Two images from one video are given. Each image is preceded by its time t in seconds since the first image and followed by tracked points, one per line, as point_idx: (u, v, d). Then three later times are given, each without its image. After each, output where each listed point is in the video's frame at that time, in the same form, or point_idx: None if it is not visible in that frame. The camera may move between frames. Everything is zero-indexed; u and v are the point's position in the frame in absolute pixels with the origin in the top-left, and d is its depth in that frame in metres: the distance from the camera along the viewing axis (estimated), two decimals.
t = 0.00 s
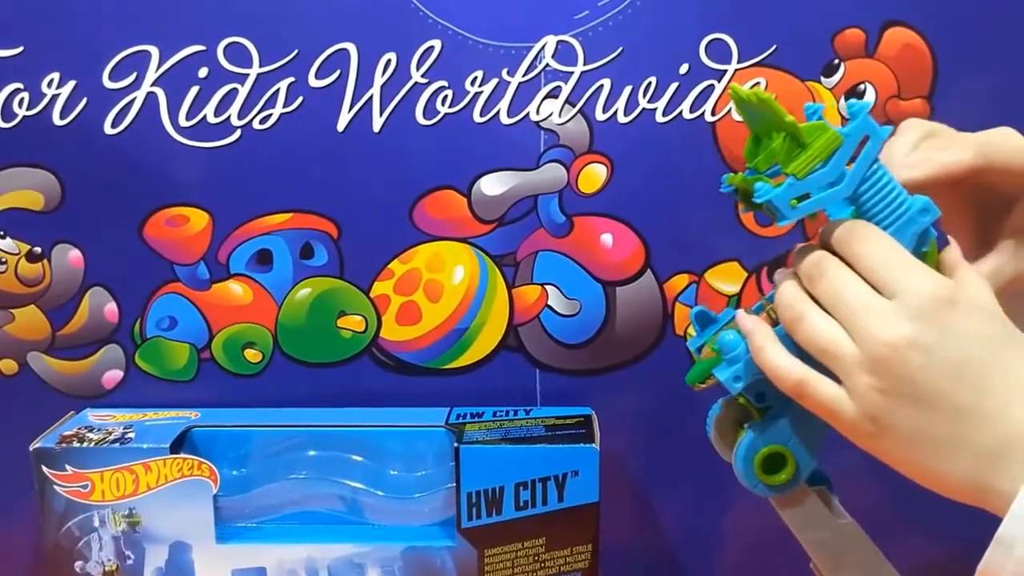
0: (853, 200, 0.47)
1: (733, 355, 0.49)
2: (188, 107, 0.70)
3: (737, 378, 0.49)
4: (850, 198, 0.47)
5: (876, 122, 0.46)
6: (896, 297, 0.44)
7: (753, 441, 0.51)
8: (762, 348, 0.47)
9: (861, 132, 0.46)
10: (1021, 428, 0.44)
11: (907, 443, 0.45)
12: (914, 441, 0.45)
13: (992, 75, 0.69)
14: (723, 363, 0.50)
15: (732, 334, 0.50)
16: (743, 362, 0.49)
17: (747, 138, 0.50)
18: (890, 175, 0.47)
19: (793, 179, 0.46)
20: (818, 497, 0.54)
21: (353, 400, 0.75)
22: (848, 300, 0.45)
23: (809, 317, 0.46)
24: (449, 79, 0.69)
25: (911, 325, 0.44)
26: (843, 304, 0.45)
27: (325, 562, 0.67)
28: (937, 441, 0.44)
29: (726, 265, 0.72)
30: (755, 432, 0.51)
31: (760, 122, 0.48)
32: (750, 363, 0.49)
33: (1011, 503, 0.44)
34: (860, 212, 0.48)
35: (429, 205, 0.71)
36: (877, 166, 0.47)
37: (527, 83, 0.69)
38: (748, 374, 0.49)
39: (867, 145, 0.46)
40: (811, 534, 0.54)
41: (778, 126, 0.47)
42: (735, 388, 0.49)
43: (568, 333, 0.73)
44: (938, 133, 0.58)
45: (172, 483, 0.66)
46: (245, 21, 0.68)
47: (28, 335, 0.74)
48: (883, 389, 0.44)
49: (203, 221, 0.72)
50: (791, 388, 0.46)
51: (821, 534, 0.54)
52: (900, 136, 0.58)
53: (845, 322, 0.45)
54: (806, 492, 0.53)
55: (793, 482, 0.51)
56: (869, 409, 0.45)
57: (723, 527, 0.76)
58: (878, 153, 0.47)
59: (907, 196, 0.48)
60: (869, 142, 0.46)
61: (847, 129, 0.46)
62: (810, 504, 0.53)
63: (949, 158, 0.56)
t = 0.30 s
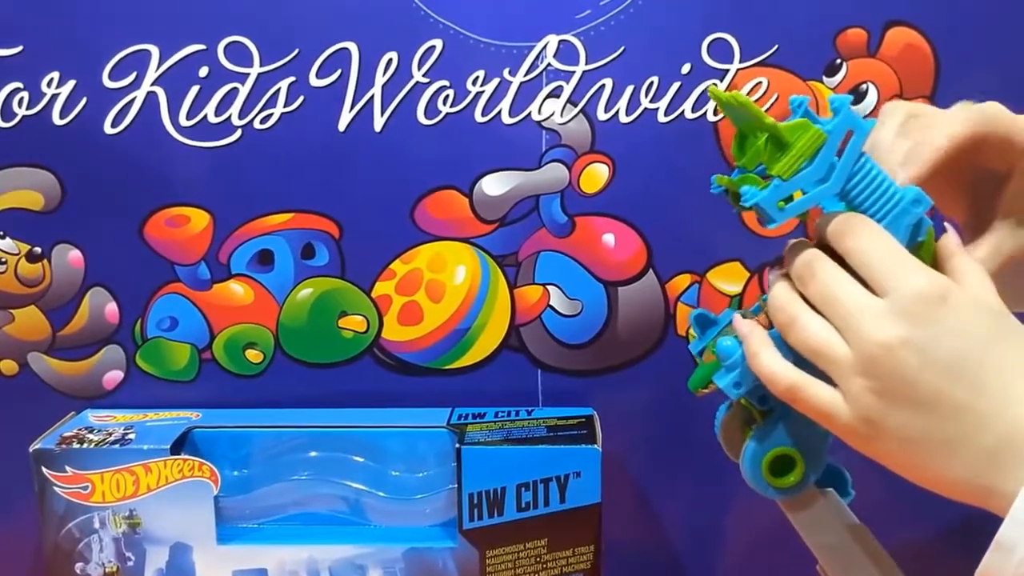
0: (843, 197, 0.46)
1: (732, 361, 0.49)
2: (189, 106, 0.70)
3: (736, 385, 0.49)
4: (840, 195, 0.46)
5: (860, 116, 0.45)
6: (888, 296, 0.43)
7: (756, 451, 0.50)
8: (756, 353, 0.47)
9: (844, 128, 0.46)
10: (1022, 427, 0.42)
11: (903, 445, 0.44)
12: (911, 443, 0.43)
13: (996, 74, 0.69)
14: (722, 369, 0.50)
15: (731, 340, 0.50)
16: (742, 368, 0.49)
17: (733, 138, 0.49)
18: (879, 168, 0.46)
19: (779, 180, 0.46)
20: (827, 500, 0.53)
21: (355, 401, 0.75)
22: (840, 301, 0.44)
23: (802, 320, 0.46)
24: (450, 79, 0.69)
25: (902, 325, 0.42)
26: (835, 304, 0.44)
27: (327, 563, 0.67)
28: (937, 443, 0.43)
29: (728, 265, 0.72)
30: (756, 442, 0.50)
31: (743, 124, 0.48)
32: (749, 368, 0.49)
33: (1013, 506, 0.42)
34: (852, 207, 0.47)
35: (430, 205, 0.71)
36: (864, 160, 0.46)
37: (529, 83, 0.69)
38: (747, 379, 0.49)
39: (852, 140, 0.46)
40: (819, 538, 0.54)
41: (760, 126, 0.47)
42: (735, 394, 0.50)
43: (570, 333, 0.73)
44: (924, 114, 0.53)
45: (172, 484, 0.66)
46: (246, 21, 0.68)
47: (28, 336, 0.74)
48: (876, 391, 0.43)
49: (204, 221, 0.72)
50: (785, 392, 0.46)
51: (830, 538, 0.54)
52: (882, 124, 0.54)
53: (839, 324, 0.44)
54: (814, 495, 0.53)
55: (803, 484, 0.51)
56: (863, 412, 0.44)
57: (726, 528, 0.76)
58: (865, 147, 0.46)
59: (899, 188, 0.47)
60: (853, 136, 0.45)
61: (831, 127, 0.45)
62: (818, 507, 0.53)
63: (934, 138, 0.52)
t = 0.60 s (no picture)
0: (845, 197, 0.46)
1: (733, 364, 0.49)
2: (190, 106, 0.69)
3: (738, 388, 0.49)
4: (841, 195, 0.46)
5: (862, 115, 0.45)
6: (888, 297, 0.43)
7: (759, 453, 0.50)
8: (759, 355, 0.46)
9: (846, 127, 0.45)
10: None
11: (908, 446, 0.43)
12: (915, 444, 0.43)
13: (1000, 72, 0.69)
14: (724, 372, 0.50)
15: (733, 342, 0.50)
16: (743, 371, 0.49)
17: (733, 137, 0.49)
18: (880, 167, 0.46)
19: (780, 181, 0.45)
20: (830, 504, 0.53)
21: (357, 400, 0.74)
22: (841, 303, 0.44)
23: (801, 323, 0.45)
24: (452, 78, 0.69)
25: (903, 325, 0.42)
26: (835, 306, 0.44)
27: (329, 564, 0.67)
28: (941, 441, 0.43)
29: (730, 265, 0.71)
30: (758, 445, 0.50)
31: (744, 124, 0.47)
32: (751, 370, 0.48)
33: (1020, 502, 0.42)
34: (853, 208, 0.46)
35: (432, 205, 0.71)
36: (866, 158, 0.46)
37: (531, 83, 0.69)
38: (750, 382, 0.49)
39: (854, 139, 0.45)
40: (822, 541, 0.53)
41: (760, 127, 0.47)
42: (737, 396, 0.49)
43: (572, 333, 0.72)
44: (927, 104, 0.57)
45: (174, 484, 0.66)
46: (247, 20, 0.68)
47: (30, 336, 0.74)
48: (878, 392, 0.43)
49: (206, 221, 0.71)
50: (788, 395, 0.45)
51: (832, 542, 0.54)
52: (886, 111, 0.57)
53: (839, 326, 0.44)
54: (817, 499, 0.53)
55: (806, 486, 0.51)
56: (866, 414, 0.44)
57: (728, 528, 0.76)
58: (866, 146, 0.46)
59: (901, 186, 0.46)
60: (856, 136, 0.45)
61: (833, 126, 0.45)
62: (821, 510, 0.53)
63: (939, 132, 0.55)
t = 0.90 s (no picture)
0: (845, 197, 0.46)
1: (736, 365, 0.49)
2: (193, 106, 0.69)
3: (741, 388, 0.49)
4: (841, 196, 0.46)
5: (860, 116, 0.45)
6: (893, 294, 0.43)
7: (762, 454, 0.50)
8: (763, 352, 0.46)
9: (844, 128, 0.45)
10: None
11: (914, 443, 0.43)
12: (922, 441, 0.43)
13: (1003, 71, 0.69)
14: (726, 374, 0.50)
15: (734, 344, 0.49)
16: (746, 372, 0.48)
17: (731, 139, 0.49)
18: (879, 167, 0.46)
19: (779, 183, 0.45)
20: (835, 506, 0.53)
21: (359, 400, 0.74)
22: (842, 301, 0.44)
23: (801, 320, 0.45)
24: (454, 78, 0.69)
25: (908, 322, 0.42)
26: (835, 304, 0.44)
27: (332, 564, 0.67)
28: (948, 439, 0.42)
29: (732, 264, 0.71)
30: (761, 446, 0.50)
31: (742, 125, 0.47)
32: (754, 371, 0.48)
33: None
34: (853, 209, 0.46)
35: (435, 204, 0.71)
36: (865, 159, 0.46)
37: (534, 82, 0.69)
38: (752, 382, 0.48)
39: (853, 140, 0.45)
40: (825, 542, 0.53)
41: (759, 127, 0.46)
42: (740, 398, 0.49)
43: (574, 332, 0.72)
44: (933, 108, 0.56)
45: (178, 484, 0.66)
46: (250, 20, 0.68)
47: (32, 337, 0.74)
48: (884, 390, 0.43)
49: (208, 221, 0.71)
50: (792, 389, 0.45)
51: (836, 543, 0.53)
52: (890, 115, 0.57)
53: (841, 323, 0.44)
54: (821, 499, 0.53)
55: (810, 487, 0.51)
56: (872, 410, 0.43)
57: (731, 528, 0.76)
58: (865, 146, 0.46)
59: (899, 187, 0.47)
60: (854, 136, 0.45)
61: (831, 127, 0.45)
62: (825, 511, 0.53)
63: (944, 138, 0.55)
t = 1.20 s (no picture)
0: (849, 197, 0.46)
1: (742, 365, 0.48)
2: (196, 106, 0.69)
3: (746, 389, 0.48)
4: (846, 196, 0.46)
5: (865, 116, 0.45)
6: (907, 285, 0.43)
7: (767, 455, 0.50)
8: (775, 342, 0.46)
9: (850, 128, 0.45)
10: None
11: (923, 432, 0.43)
12: (931, 431, 0.43)
13: (1006, 70, 0.69)
14: (732, 375, 0.49)
15: (739, 345, 0.50)
16: (751, 372, 0.48)
17: (736, 137, 0.49)
18: (884, 167, 0.46)
19: (784, 183, 0.45)
20: (841, 506, 0.53)
21: (362, 400, 0.74)
22: (856, 291, 0.44)
23: (814, 310, 0.45)
24: (457, 78, 0.69)
25: (923, 313, 0.42)
26: (849, 294, 0.44)
27: (335, 564, 0.67)
28: (959, 430, 0.43)
29: (735, 264, 0.71)
30: (766, 446, 0.50)
31: (747, 125, 0.47)
32: (759, 372, 0.48)
33: None
34: (857, 210, 0.46)
35: (438, 204, 0.71)
36: (869, 159, 0.46)
37: (536, 82, 0.69)
38: (757, 383, 0.48)
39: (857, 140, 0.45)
40: (830, 541, 0.53)
41: (764, 127, 0.46)
42: (746, 399, 0.48)
43: (577, 332, 0.72)
44: (938, 109, 0.56)
45: (181, 484, 0.66)
46: (253, 20, 0.68)
47: (36, 337, 0.74)
48: (897, 381, 0.43)
49: (211, 221, 0.71)
50: (801, 375, 0.45)
51: (841, 543, 0.54)
52: (894, 117, 0.57)
53: (854, 313, 0.44)
54: (827, 499, 0.53)
55: (814, 488, 0.51)
56: (882, 399, 0.43)
57: (734, 528, 0.76)
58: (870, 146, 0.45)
59: (904, 186, 0.46)
60: (859, 137, 0.44)
61: (836, 127, 0.45)
62: (831, 511, 0.53)
63: (949, 142, 0.55)
